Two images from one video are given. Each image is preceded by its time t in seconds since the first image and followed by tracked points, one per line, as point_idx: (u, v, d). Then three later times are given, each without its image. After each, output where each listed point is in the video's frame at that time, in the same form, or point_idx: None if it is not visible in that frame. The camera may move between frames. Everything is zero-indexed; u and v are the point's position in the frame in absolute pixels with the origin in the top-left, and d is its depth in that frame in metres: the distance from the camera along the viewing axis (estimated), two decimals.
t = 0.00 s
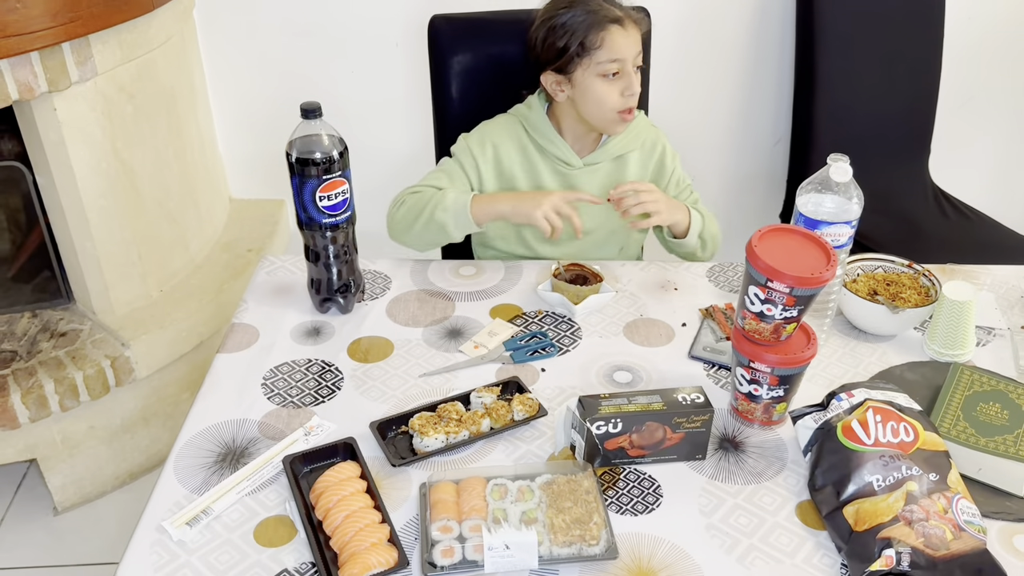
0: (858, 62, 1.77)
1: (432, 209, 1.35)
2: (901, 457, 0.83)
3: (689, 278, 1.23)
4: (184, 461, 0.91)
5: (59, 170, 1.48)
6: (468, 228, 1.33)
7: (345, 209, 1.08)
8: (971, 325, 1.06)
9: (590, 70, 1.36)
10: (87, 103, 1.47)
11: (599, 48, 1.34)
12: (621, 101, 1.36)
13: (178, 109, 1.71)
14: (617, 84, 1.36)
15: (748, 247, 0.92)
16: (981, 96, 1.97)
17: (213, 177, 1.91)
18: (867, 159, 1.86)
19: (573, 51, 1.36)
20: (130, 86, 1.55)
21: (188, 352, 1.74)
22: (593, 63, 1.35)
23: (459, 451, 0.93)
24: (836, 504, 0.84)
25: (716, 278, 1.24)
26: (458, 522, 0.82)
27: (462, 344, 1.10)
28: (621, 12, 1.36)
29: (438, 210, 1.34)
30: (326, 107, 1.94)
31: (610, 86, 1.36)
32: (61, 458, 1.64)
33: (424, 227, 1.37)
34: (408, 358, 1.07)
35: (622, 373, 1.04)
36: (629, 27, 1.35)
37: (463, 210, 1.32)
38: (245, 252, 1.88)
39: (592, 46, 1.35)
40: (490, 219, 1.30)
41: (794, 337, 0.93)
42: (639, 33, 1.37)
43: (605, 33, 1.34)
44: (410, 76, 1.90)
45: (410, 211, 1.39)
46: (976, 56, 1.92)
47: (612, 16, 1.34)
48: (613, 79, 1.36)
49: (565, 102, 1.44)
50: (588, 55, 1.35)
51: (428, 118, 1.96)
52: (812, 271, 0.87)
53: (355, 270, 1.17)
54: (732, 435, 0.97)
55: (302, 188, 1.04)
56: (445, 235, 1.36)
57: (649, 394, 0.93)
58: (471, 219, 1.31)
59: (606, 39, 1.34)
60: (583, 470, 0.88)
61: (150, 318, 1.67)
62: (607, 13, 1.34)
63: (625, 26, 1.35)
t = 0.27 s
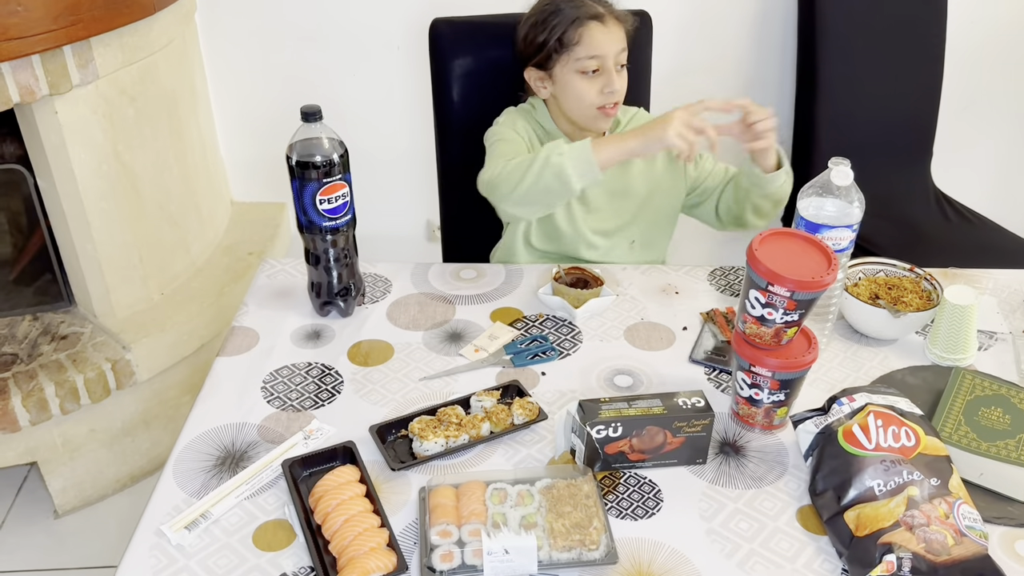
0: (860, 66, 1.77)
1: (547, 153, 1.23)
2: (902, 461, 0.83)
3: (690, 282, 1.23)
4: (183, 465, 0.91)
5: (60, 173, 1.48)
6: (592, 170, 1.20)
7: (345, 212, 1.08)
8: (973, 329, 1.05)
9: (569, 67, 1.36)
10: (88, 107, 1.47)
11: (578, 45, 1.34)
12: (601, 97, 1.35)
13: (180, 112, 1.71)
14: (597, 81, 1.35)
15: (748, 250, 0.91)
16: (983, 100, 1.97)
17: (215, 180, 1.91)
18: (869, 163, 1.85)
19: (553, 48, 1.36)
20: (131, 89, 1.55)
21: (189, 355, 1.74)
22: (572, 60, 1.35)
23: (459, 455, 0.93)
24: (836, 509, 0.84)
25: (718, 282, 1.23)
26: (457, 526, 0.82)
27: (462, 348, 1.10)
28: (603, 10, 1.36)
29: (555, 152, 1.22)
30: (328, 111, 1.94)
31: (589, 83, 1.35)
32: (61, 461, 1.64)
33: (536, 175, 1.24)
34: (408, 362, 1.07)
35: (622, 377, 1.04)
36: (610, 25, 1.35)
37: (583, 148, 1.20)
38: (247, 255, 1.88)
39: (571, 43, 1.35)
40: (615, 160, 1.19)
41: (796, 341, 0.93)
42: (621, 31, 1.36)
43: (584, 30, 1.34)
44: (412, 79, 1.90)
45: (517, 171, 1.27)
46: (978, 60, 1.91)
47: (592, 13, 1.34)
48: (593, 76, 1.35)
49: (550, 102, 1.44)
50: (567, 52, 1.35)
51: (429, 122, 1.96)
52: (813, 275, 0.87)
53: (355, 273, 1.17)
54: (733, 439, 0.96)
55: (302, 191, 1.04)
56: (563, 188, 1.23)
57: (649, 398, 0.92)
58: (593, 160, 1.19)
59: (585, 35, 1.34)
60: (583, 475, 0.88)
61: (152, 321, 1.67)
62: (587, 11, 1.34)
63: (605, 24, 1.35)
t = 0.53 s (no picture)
0: (862, 70, 1.76)
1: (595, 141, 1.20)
2: (902, 467, 0.82)
3: (690, 286, 1.23)
4: (181, 469, 0.91)
5: (60, 175, 1.48)
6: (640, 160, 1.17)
7: (344, 215, 1.08)
8: (974, 334, 1.05)
9: (571, 72, 1.38)
10: (89, 110, 1.47)
11: (577, 50, 1.36)
12: (606, 101, 1.38)
13: (180, 114, 1.71)
14: (599, 84, 1.37)
15: (747, 255, 0.91)
16: (985, 104, 1.96)
17: (215, 183, 1.91)
18: (871, 167, 1.85)
19: (554, 53, 1.38)
20: (132, 92, 1.55)
21: (189, 358, 1.73)
22: (574, 64, 1.37)
23: (457, 460, 0.92)
24: (837, 515, 0.83)
25: (718, 286, 1.23)
26: (455, 532, 0.81)
27: (461, 352, 1.09)
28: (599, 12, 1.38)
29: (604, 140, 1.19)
30: (328, 114, 1.94)
31: (592, 87, 1.37)
32: (60, 464, 1.64)
33: (585, 161, 1.21)
34: (407, 366, 1.07)
35: (621, 381, 1.04)
36: (607, 26, 1.37)
37: (634, 138, 1.17)
38: (247, 258, 1.88)
39: (570, 48, 1.37)
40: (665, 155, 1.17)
41: (796, 346, 0.92)
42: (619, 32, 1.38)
43: (582, 35, 1.36)
44: (413, 83, 1.90)
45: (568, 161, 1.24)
46: (980, 64, 1.91)
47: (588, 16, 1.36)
48: (595, 79, 1.37)
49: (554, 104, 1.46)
50: (567, 57, 1.37)
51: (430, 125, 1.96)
52: (813, 279, 0.86)
53: (354, 276, 1.16)
54: (733, 444, 0.96)
55: (301, 195, 1.03)
56: (608, 178, 1.20)
57: (648, 403, 0.92)
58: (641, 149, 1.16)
59: (584, 40, 1.36)
60: (582, 480, 0.87)
61: (152, 324, 1.67)
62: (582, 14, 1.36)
63: (603, 26, 1.36)
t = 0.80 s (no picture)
0: (864, 74, 1.76)
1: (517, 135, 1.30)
2: (903, 474, 0.82)
3: (691, 291, 1.22)
4: (178, 473, 0.90)
5: (60, 178, 1.48)
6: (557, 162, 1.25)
7: (343, 219, 1.07)
8: (975, 339, 1.04)
9: (590, 71, 1.40)
10: (89, 112, 1.47)
11: (598, 49, 1.38)
12: (622, 101, 1.41)
13: (181, 117, 1.71)
14: (617, 84, 1.40)
15: (747, 259, 0.91)
16: (987, 108, 1.96)
17: (216, 185, 1.91)
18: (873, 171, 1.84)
19: (575, 52, 1.40)
20: (132, 94, 1.55)
21: (189, 361, 1.73)
22: (593, 63, 1.39)
23: (455, 465, 0.92)
24: (836, 522, 0.83)
25: (718, 290, 1.23)
26: (453, 537, 0.81)
27: (460, 356, 1.09)
28: (624, 12, 1.39)
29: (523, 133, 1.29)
30: (330, 117, 1.93)
31: (609, 86, 1.40)
32: (60, 467, 1.64)
33: (503, 147, 1.32)
34: (405, 370, 1.06)
35: (621, 386, 1.03)
36: (630, 27, 1.39)
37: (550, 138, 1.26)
38: (247, 260, 1.88)
39: (591, 46, 1.39)
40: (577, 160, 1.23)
41: (796, 351, 0.92)
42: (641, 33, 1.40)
43: (604, 34, 1.38)
44: (414, 86, 1.89)
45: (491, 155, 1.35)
46: (982, 68, 1.91)
47: (612, 16, 1.38)
48: (613, 79, 1.40)
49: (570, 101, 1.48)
50: (588, 56, 1.39)
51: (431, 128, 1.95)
52: (813, 284, 0.86)
53: (352, 280, 1.16)
54: (733, 450, 0.95)
55: (299, 199, 1.03)
56: (527, 172, 1.30)
57: (648, 408, 0.92)
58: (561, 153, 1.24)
59: (606, 39, 1.38)
60: (580, 485, 0.87)
61: (152, 327, 1.67)
62: (606, 14, 1.38)
63: (626, 27, 1.39)
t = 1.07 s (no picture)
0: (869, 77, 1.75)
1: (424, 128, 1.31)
2: (907, 479, 0.82)
3: (694, 294, 1.22)
4: (180, 476, 0.90)
5: (63, 180, 1.48)
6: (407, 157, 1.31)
7: (346, 222, 1.07)
8: (980, 344, 1.04)
9: (605, 70, 1.40)
10: (92, 114, 1.47)
11: (612, 49, 1.39)
12: (632, 101, 1.38)
13: (184, 119, 1.71)
14: (629, 85, 1.39)
15: (751, 263, 0.90)
16: (991, 112, 1.95)
17: (219, 187, 1.91)
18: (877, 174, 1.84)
19: (591, 52, 1.40)
20: (136, 96, 1.55)
21: (192, 363, 1.73)
22: (607, 63, 1.39)
23: (458, 468, 0.92)
24: (840, 527, 0.82)
25: (721, 293, 1.22)
26: (455, 541, 0.80)
27: (463, 359, 1.09)
28: (644, 14, 1.40)
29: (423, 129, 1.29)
30: (333, 119, 1.93)
31: (620, 86, 1.39)
32: (62, 469, 1.64)
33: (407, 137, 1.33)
34: (408, 373, 1.06)
35: (624, 390, 1.03)
36: (647, 29, 1.39)
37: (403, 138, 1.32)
38: (250, 262, 1.88)
39: (605, 45, 1.39)
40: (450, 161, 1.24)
41: (799, 355, 0.92)
42: (658, 36, 1.40)
43: (620, 34, 1.39)
44: (417, 88, 1.89)
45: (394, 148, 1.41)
46: (987, 71, 1.90)
47: (630, 17, 1.39)
48: (626, 79, 1.39)
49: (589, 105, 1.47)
50: (603, 56, 1.40)
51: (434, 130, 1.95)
52: (817, 289, 0.86)
53: (355, 283, 1.16)
54: (736, 455, 0.95)
55: (302, 202, 1.03)
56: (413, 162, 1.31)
57: (651, 412, 0.91)
58: (408, 146, 1.30)
59: (620, 39, 1.38)
60: (583, 490, 0.87)
61: (154, 329, 1.67)
62: (623, 14, 1.39)
63: (642, 28, 1.39)
